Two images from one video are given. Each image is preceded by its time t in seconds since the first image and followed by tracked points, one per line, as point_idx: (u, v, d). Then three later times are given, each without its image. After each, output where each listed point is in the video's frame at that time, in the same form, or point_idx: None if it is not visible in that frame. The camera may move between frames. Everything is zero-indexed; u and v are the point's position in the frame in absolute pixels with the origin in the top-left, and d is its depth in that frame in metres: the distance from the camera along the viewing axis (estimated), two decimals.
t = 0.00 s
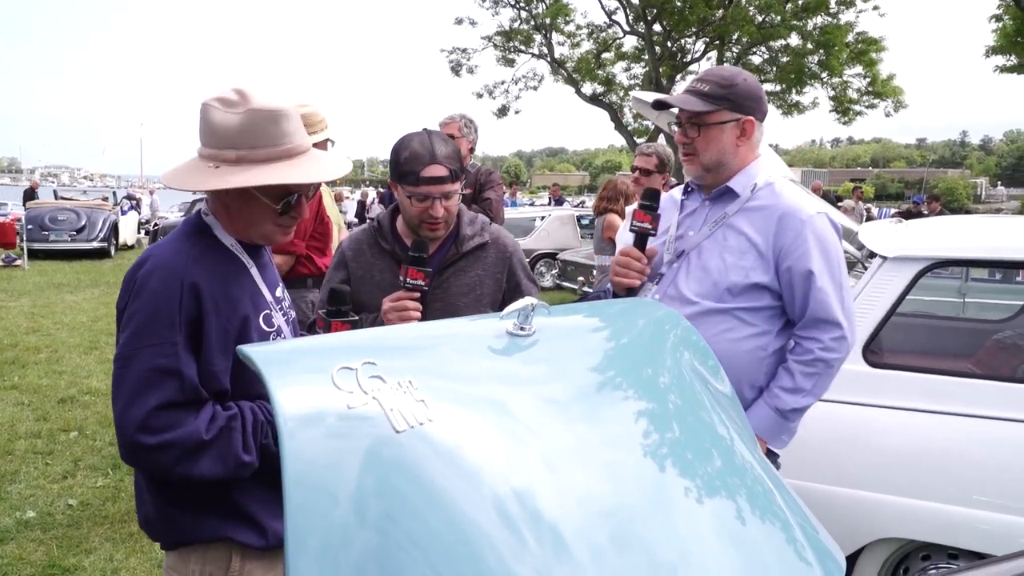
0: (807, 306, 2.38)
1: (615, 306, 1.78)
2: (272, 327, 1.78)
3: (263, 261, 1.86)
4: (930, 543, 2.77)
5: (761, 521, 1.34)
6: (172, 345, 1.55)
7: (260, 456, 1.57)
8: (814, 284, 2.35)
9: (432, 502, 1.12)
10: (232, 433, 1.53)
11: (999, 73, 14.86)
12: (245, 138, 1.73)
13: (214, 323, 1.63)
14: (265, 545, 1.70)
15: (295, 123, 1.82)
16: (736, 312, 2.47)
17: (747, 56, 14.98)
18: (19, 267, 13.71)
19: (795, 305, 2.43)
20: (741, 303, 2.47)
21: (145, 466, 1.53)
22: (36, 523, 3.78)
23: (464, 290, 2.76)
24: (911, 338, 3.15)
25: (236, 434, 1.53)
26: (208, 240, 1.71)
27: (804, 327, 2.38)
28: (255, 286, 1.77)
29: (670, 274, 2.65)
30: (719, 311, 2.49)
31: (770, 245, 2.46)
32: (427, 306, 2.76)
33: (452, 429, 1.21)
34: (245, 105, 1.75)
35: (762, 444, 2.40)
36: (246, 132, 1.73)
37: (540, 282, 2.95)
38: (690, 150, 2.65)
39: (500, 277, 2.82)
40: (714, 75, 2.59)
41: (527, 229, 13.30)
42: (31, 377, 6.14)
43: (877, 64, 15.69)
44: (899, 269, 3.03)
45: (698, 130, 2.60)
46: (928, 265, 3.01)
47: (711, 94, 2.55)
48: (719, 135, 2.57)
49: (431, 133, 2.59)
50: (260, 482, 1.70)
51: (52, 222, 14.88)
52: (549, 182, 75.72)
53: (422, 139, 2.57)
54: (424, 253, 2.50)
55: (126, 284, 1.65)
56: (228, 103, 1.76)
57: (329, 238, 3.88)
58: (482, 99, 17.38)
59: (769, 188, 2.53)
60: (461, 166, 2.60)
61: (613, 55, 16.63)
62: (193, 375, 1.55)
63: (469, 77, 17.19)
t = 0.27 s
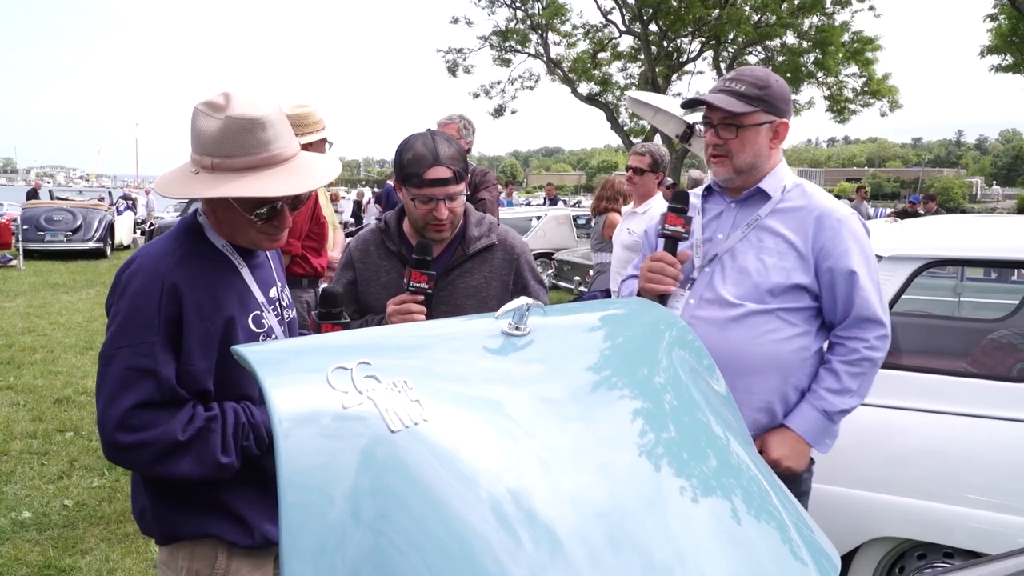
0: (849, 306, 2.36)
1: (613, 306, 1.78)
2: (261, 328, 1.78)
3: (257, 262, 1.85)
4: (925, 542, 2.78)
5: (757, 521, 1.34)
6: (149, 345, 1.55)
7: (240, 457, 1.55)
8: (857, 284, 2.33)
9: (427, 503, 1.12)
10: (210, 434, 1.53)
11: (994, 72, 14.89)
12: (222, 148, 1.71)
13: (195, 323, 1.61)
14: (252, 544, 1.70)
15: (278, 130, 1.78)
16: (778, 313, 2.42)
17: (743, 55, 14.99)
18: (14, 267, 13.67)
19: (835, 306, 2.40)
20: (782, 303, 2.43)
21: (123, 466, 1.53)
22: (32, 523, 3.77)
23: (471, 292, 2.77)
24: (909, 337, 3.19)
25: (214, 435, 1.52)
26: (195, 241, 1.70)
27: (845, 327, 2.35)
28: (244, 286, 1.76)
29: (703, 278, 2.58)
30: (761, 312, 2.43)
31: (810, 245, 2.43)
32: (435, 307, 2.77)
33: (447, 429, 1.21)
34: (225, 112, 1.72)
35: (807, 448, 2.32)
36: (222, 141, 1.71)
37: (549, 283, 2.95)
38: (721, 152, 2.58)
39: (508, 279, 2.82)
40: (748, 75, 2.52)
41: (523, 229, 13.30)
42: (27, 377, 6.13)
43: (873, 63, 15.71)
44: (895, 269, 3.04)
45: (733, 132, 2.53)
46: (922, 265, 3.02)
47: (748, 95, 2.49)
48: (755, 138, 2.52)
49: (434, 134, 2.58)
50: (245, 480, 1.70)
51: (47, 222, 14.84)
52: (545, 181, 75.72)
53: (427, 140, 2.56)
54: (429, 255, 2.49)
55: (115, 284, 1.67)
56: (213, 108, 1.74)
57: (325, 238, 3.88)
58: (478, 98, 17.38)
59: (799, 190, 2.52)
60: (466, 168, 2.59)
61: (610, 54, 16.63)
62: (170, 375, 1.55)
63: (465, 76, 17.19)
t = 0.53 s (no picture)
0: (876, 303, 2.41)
1: (612, 305, 1.79)
2: (256, 327, 1.77)
3: (253, 261, 1.85)
4: (922, 542, 2.79)
5: (753, 521, 1.34)
6: (142, 344, 1.55)
7: (234, 457, 1.55)
8: (886, 280, 2.38)
9: (426, 503, 1.12)
10: (203, 433, 1.53)
11: (990, 73, 14.94)
12: (215, 148, 1.71)
13: (188, 323, 1.61)
14: (246, 544, 1.70)
15: (271, 131, 1.78)
16: (813, 312, 2.43)
17: (740, 56, 15.02)
18: (10, 267, 13.65)
19: (862, 304, 2.44)
20: (816, 302, 2.43)
21: (115, 464, 1.53)
22: (28, 523, 3.76)
23: (470, 293, 2.77)
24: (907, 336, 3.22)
25: (207, 434, 1.52)
26: (190, 241, 1.71)
27: (873, 325, 2.40)
28: (239, 286, 1.76)
29: (732, 282, 2.53)
30: (799, 313, 2.42)
31: (837, 245, 2.45)
32: (434, 307, 2.77)
33: (444, 429, 1.22)
34: (219, 112, 1.72)
35: (848, 449, 2.34)
36: (215, 141, 1.71)
37: (549, 285, 2.94)
38: (738, 154, 2.56)
39: (507, 279, 2.82)
40: (763, 76, 2.53)
41: (520, 229, 13.31)
42: (23, 377, 6.13)
43: (869, 64, 15.74)
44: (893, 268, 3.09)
45: (753, 133, 2.52)
46: (920, 265, 3.06)
47: (766, 96, 2.49)
48: (774, 139, 2.52)
49: (435, 134, 2.58)
50: (240, 480, 1.70)
51: (44, 222, 14.82)
52: (543, 182, 75.76)
53: (428, 141, 2.55)
54: (428, 255, 2.50)
55: (109, 282, 1.67)
56: (207, 108, 1.73)
57: (321, 238, 3.87)
58: (475, 99, 17.39)
59: (815, 190, 2.55)
60: (467, 168, 2.59)
61: (607, 55, 16.65)
62: (163, 374, 1.55)
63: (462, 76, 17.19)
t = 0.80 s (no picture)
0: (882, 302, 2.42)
1: (610, 306, 1.80)
2: (255, 327, 1.77)
3: (250, 262, 1.85)
4: (920, 542, 2.79)
5: (751, 521, 1.35)
6: (144, 345, 1.54)
7: (236, 457, 1.55)
8: (891, 278, 2.39)
9: (424, 504, 1.12)
10: (206, 434, 1.53)
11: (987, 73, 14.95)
12: (213, 147, 1.71)
13: (190, 324, 1.61)
14: (247, 544, 1.70)
15: (269, 130, 1.78)
16: (821, 311, 2.43)
17: (738, 56, 15.04)
18: (8, 267, 13.63)
19: (868, 303, 2.45)
20: (823, 302, 2.43)
21: (118, 466, 1.53)
22: (26, 524, 3.76)
23: (466, 292, 2.76)
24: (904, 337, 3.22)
25: (210, 434, 1.52)
26: (190, 242, 1.71)
27: (879, 323, 2.41)
28: (239, 286, 1.76)
29: (739, 283, 2.53)
30: (807, 312, 2.42)
31: (843, 245, 2.46)
32: (430, 307, 2.76)
33: (442, 430, 1.22)
34: (218, 111, 1.72)
35: (857, 450, 2.34)
36: (214, 141, 1.71)
37: (545, 285, 2.94)
38: (743, 155, 2.56)
39: (504, 279, 2.82)
40: (766, 77, 2.53)
41: (518, 230, 13.31)
42: (21, 377, 6.12)
43: (867, 64, 15.76)
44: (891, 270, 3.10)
45: (758, 134, 2.52)
46: (917, 266, 3.06)
47: (770, 97, 2.50)
48: (778, 140, 2.53)
49: (431, 134, 2.58)
50: (242, 481, 1.70)
51: (41, 222, 14.80)
52: (541, 182, 75.76)
53: (424, 140, 2.55)
54: (426, 254, 2.51)
55: (109, 283, 1.67)
56: (205, 107, 1.74)
57: (320, 239, 3.87)
58: (473, 99, 17.40)
59: (820, 189, 2.56)
60: (463, 168, 2.59)
61: (605, 55, 16.66)
62: (165, 375, 1.54)
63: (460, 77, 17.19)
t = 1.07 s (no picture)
0: (872, 304, 2.40)
1: (608, 306, 1.80)
2: (253, 328, 1.77)
3: (248, 263, 1.85)
4: (917, 543, 2.79)
5: (749, 522, 1.35)
6: (144, 347, 1.54)
7: (235, 458, 1.56)
8: (882, 281, 2.37)
9: (423, 505, 1.12)
10: (205, 436, 1.53)
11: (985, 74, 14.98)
12: (213, 147, 1.71)
13: (189, 325, 1.61)
14: (246, 545, 1.70)
15: (269, 130, 1.78)
16: (807, 312, 2.43)
17: (736, 57, 15.06)
18: (6, 268, 13.61)
19: (859, 305, 2.43)
20: (811, 302, 2.43)
21: (117, 468, 1.53)
22: (24, 525, 3.75)
23: (461, 292, 2.76)
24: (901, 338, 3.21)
25: (210, 435, 1.52)
26: (188, 243, 1.71)
27: (870, 325, 2.39)
28: (237, 287, 1.76)
29: (727, 280, 2.55)
30: (792, 312, 2.42)
31: (834, 246, 2.46)
32: (424, 308, 2.76)
33: (441, 431, 1.22)
34: (218, 111, 1.72)
35: (841, 449, 2.34)
36: (213, 141, 1.71)
37: (539, 286, 2.94)
38: (740, 155, 2.57)
39: (498, 279, 2.82)
40: (766, 78, 2.54)
41: (516, 230, 13.32)
42: (19, 379, 6.12)
43: (865, 65, 15.78)
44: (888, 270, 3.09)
45: (756, 135, 2.53)
46: (916, 266, 3.07)
47: (769, 99, 2.51)
48: (776, 142, 2.54)
49: (426, 134, 2.59)
50: (241, 482, 1.70)
51: (39, 223, 14.80)
52: (539, 183, 75.78)
53: (419, 140, 2.56)
54: (420, 254, 2.50)
55: (107, 285, 1.66)
56: (205, 107, 1.74)
57: (319, 240, 3.87)
58: (472, 100, 17.39)
59: (817, 190, 2.56)
60: (457, 168, 2.60)
61: (603, 56, 16.68)
62: (165, 377, 1.54)
63: (459, 78, 17.20)
